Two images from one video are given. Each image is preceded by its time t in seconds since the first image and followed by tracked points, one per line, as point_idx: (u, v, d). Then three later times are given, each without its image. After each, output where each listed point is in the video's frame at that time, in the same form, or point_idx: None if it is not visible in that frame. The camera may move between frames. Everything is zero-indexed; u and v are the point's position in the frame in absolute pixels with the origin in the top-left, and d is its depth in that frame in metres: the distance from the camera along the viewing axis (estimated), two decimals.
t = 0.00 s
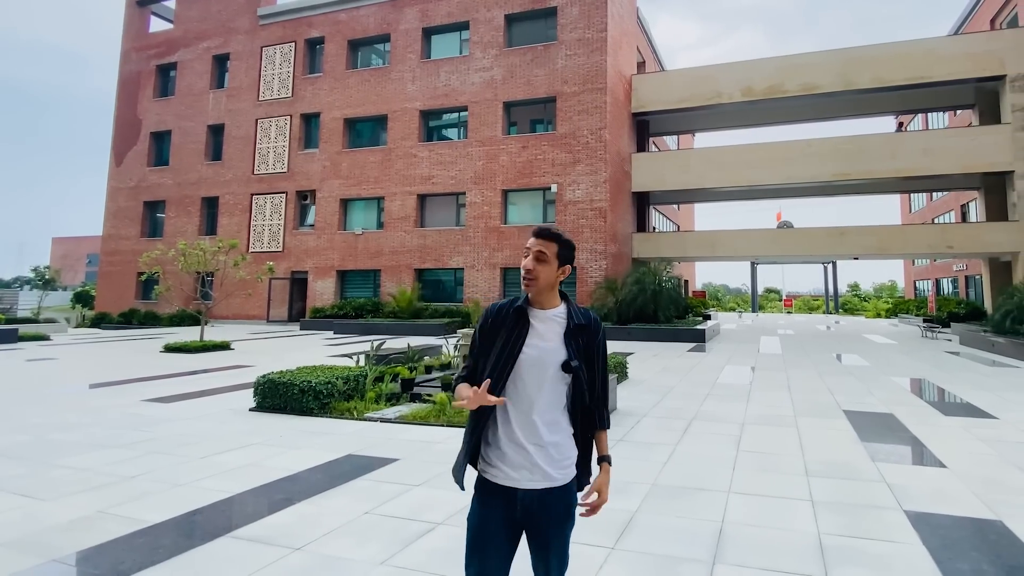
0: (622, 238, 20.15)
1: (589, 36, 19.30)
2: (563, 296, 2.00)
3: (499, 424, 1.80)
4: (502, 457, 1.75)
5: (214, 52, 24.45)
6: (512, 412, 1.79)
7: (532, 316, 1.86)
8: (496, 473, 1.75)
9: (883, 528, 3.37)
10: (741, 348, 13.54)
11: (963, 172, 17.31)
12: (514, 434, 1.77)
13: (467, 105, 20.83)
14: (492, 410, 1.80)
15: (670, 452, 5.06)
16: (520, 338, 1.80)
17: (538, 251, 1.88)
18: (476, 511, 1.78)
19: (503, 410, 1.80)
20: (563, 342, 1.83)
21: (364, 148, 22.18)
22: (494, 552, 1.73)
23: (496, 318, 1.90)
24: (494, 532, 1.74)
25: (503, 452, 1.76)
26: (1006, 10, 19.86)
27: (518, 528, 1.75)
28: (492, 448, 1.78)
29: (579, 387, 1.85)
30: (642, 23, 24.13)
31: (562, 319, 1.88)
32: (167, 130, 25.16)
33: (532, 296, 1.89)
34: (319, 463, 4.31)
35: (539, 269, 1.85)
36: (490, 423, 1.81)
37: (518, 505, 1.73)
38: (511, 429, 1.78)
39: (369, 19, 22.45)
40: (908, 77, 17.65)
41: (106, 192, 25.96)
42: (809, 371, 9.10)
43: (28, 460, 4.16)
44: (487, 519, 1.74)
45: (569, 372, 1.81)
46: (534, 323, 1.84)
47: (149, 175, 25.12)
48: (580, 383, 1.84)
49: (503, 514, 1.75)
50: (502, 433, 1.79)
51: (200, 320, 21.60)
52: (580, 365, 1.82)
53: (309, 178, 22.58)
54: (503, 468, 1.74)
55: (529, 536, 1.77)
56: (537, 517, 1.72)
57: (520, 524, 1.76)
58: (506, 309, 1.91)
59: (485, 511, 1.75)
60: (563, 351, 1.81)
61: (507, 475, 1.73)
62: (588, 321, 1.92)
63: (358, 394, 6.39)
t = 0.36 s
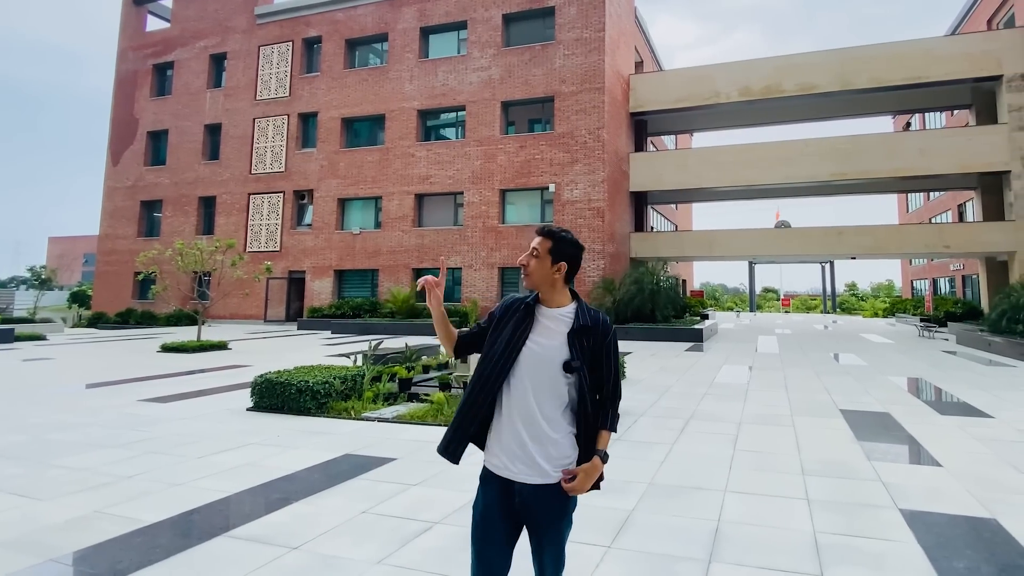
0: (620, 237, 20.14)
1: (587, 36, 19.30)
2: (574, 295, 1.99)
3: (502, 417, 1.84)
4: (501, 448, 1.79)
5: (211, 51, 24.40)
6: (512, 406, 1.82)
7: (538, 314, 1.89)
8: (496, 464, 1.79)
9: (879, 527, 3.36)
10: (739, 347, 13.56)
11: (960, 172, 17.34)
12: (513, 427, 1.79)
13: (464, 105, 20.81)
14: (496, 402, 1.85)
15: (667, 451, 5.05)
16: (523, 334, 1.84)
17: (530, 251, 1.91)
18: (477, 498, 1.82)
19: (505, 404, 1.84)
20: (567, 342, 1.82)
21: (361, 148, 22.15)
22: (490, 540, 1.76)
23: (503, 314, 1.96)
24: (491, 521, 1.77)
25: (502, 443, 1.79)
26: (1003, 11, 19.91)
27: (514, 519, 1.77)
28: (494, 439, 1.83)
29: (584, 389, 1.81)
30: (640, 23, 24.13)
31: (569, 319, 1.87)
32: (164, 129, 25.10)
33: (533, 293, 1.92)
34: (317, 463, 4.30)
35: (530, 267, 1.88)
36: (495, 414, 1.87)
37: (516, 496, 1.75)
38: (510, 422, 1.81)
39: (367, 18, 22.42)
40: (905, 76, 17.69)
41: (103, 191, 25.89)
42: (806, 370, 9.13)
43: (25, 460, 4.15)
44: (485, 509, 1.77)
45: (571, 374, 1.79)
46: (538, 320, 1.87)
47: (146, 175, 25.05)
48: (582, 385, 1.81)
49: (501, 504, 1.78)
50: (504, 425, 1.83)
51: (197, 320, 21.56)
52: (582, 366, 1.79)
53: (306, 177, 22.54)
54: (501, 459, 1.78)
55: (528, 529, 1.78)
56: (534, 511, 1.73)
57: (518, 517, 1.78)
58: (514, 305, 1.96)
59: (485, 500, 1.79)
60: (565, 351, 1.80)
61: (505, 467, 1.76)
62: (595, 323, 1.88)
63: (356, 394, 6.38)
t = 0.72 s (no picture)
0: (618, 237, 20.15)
1: (586, 36, 19.30)
2: (574, 296, 1.98)
3: (502, 417, 1.85)
4: (499, 449, 1.80)
5: (210, 50, 24.37)
6: (511, 407, 1.83)
7: (539, 316, 1.89)
8: (494, 464, 1.79)
9: (876, 527, 3.36)
10: (738, 347, 13.56)
11: (958, 172, 17.37)
12: (511, 427, 1.80)
13: (463, 105, 20.81)
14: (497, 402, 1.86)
15: (666, 451, 5.06)
16: (523, 335, 1.85)
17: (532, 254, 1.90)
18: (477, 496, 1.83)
19: (505, 404, 1.85)
20: (565, 343, 1.82)
21: (359, 147, 22.14)
22: (487, 541, 1.76)
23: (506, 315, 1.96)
24: (488, 521, 1.77)
25: (500, 443, 1.80)
26: (1000, 11, 19.95)
27: (511, 519, 1.77)
28: (493, 438, 1.85)
29: (583, 391, 1.79)
30: (638, 22, 24.14)
31: (568, 320, 1.86)
32: (162, 129, 25.07)
33: (535, 297, 1.92)
34: (315, 463, 4.29)
35: (535, 271, 1.88)
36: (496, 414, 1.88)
37: (513, 496, 1.75)
38: (509, 422, 1.81)
39: (366, 18, 22.40)
40: (903, 76, 17.70)
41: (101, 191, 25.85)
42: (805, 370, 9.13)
43: (22, 460, 4.14)
44: (482, 507, 1.77)
45: (569, 375, 1.78)
46: (539, 321, 1.87)
47: (144, 174, 25.01)
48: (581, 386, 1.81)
49: (500, 504, 1.77)
50: (503, 425, 1.84)
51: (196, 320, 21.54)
52: (580, 367, 1.79)
53: (304, 177, 22.52)
54: (500, 459, 1.78)
55: (525, 531, 1.78)
56: (531, 511, 1.73)
57: (515, 517, 1.77)
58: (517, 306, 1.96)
59: (484, 498, 1.80)
60: (564, 352, 1.80)
61: (503, 467, 1.76)
62: (594, 323, 1.87)
63: (354, 394, 6.37)
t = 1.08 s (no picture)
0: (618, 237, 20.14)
1: (586, 36, 19.30)
2: (570, 296, 1.99)
3: (502, 418, 1.84)
4: (498, 451, 1.78)
5: (209, 50, 24.36)
6: (512, 410, 1.82)
7: (537, 316, 1.89)
8: (494, 466, 1.77)
9: (877, 528, 3.36)
10: (738, 346, 13.56)
11: (957, 172, 17.38)
12: (513, 429, 1.79)
13: (463, 105, 20.82)
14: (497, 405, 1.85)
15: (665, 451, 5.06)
16: (523, 336, 1.85)
17: (548, 255, 1.85)
18: (476, 500, 1.80)
19: (504, 407, 1.84)
20: (565, 343, 1.83)
21: (359, 147, 22.12)
22: (488, 545, 1.74)
23: (505, 317, 1.94)
24: (489, 523, 1.75)
25: (500, 446, 1.78)
26: (999, 11, 19.97)
27: (512, 521, 1.76)
28: (492, 440, 1.82)
29: (583, 389, 1.82)
30: (638, 22, 24.15)
31: (567, 319, 1.88)
32: (162, 129, 25.05)
33: (541, 298, 1.90)
34: (315, 464, 4.29)
35: (553, 273, 1.85)
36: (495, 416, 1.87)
37: (515, 497, 1.74)
38: (509, 424, 1.80)
39: (365, 18, 22.39)
40: (903, 76, 17.71)
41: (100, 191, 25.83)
42: (805, 370, 9.13)
43: (21, 461, 4.13)
44: (481, 510, 1.75)
45: (571, 374, 1.80)
46: (537, 322, 1.87)
47: (143, 175, 24.99)
48: (581, 386, 1.83)
49: (500, 506, 1.76)
50: (502, 426, 1.83)
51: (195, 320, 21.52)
52: (581, 366, 1.81)
53: (304, 177, 22.51)
54: (500, 460, 1.76)
55: (525, 533, 1.77)
56: (531, 512, 1.72)
57: (515, 519, 1.77)
58: (517, 308, 1.94)
59: (484, 501, 1.78)
60: (564, 352, 1.81)
61: (503, 470, 1.74)
62: (592, 322, 1.90)
63: (353, 394, 6.36)
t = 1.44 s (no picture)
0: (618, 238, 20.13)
1: (586, 36, 19.30)
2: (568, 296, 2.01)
3: (503, 421, 1.83)
4: (501, 454, 1.77)
5: (209, 51, 24.37)
6: (514, 412, 1.82)
7: (538, 316, 1.90)
8: (496, 468, 1.76)
9: (878, 529, 3.36)
10: (738, 347, 13.57)
11: (958, 172, 17.37)
12: (516, 431, 1.79)
13: (463, 105, 20.82)
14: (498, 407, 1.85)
15: (665, 453, 5.06)
16: (524, 337, 1.85)
17: (552, 253, 1.87)
18: (478, 503, 1.79)
19: (507, 408, 1.83)
20: (566, 343, 1.85)
21: (359, 148, 22.12)
22: (490, 549, 1.74)
23: (504, 319, 1.94)
24: (492, 528, 1.75)
25: (503, 449, 1.77)
26: (1000, 11, 19.96)
27: (514, 522, 1.76)
28: (494, 442, 1.82)
29: (586, 388, 1.84)
30: (638, 23, 24.16)
31: (568, 319, 1.90)
32: (162, 130, 25.06)
33: (542, 297, 1.90)
34: (314, 465, 4.29)
35: (556, 270, 1.87)
36: (496, 418, 1.87)
37: (519, 499, 1.74)
38: (512, 425, 1.80)
39: (365, 18, 22.40)
40: (904, 76, 17.69)
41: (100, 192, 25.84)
42: (806, 370, 9.13)
43: (19, 463, 4.13)
44: (483, 513, 1.75)
45: (574, 372, 1.82)
46: (538, 322, 1.87)
47: (143, 175, 25.00)
48: (583, 384, 1.85)
49: (503, 508, 1.76)
50: (504, 427, 1.82)
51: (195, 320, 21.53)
52: (584, 364, 1.83)
53: (304, 177, 22.52)
54: (503, 463, 1.76)
55: (527, 535, 1.77)
56: (534, 513, 1.72)
57: (517, 521, 1.77)
58: (516, 309, 1.94)
59: (486, 505, 1.77)
60: (567, 352, 1.83)
61: (507, 472, 1.74)
62: (593, 320, 1.92)
63: (353, 395, 6.36)
